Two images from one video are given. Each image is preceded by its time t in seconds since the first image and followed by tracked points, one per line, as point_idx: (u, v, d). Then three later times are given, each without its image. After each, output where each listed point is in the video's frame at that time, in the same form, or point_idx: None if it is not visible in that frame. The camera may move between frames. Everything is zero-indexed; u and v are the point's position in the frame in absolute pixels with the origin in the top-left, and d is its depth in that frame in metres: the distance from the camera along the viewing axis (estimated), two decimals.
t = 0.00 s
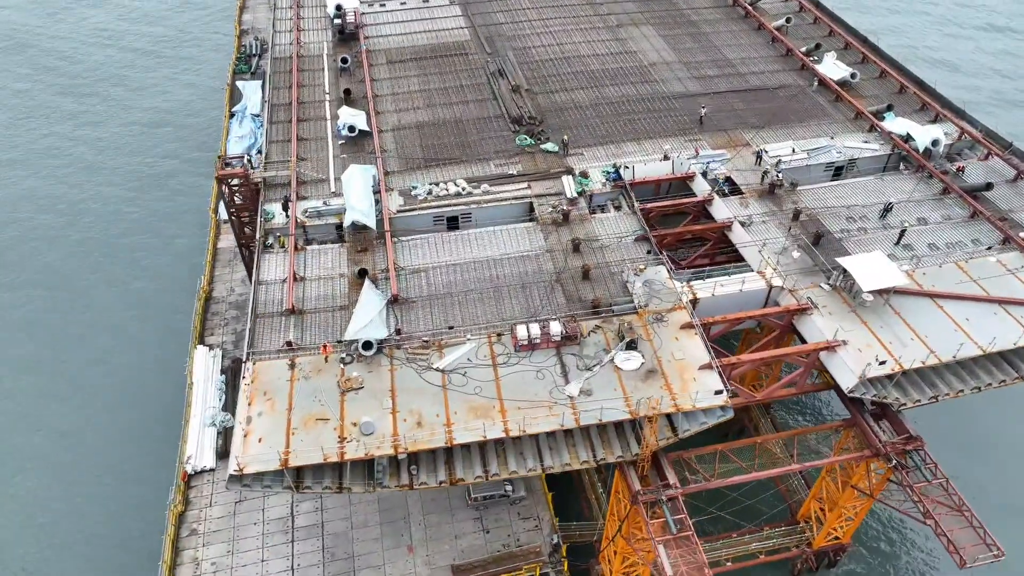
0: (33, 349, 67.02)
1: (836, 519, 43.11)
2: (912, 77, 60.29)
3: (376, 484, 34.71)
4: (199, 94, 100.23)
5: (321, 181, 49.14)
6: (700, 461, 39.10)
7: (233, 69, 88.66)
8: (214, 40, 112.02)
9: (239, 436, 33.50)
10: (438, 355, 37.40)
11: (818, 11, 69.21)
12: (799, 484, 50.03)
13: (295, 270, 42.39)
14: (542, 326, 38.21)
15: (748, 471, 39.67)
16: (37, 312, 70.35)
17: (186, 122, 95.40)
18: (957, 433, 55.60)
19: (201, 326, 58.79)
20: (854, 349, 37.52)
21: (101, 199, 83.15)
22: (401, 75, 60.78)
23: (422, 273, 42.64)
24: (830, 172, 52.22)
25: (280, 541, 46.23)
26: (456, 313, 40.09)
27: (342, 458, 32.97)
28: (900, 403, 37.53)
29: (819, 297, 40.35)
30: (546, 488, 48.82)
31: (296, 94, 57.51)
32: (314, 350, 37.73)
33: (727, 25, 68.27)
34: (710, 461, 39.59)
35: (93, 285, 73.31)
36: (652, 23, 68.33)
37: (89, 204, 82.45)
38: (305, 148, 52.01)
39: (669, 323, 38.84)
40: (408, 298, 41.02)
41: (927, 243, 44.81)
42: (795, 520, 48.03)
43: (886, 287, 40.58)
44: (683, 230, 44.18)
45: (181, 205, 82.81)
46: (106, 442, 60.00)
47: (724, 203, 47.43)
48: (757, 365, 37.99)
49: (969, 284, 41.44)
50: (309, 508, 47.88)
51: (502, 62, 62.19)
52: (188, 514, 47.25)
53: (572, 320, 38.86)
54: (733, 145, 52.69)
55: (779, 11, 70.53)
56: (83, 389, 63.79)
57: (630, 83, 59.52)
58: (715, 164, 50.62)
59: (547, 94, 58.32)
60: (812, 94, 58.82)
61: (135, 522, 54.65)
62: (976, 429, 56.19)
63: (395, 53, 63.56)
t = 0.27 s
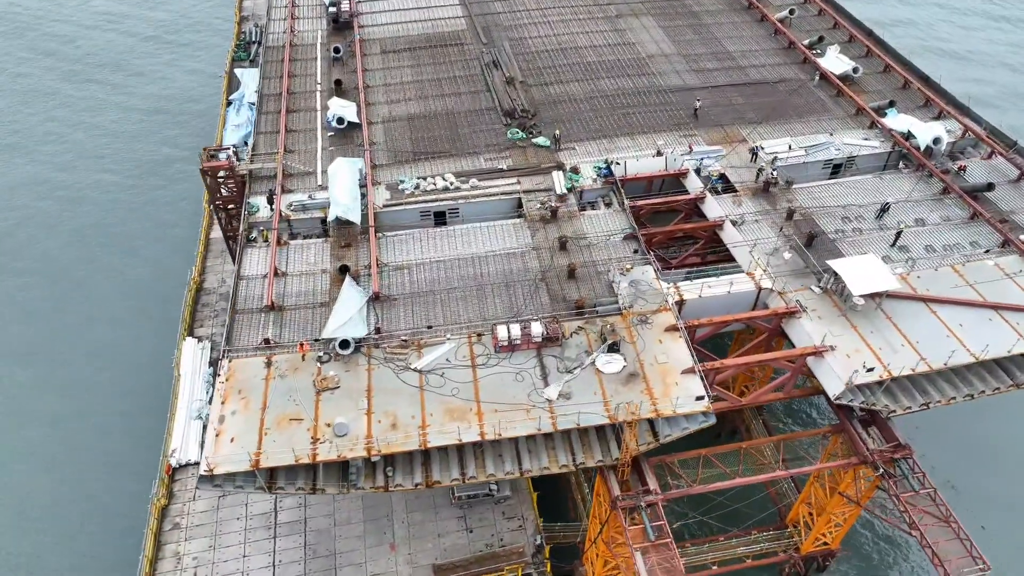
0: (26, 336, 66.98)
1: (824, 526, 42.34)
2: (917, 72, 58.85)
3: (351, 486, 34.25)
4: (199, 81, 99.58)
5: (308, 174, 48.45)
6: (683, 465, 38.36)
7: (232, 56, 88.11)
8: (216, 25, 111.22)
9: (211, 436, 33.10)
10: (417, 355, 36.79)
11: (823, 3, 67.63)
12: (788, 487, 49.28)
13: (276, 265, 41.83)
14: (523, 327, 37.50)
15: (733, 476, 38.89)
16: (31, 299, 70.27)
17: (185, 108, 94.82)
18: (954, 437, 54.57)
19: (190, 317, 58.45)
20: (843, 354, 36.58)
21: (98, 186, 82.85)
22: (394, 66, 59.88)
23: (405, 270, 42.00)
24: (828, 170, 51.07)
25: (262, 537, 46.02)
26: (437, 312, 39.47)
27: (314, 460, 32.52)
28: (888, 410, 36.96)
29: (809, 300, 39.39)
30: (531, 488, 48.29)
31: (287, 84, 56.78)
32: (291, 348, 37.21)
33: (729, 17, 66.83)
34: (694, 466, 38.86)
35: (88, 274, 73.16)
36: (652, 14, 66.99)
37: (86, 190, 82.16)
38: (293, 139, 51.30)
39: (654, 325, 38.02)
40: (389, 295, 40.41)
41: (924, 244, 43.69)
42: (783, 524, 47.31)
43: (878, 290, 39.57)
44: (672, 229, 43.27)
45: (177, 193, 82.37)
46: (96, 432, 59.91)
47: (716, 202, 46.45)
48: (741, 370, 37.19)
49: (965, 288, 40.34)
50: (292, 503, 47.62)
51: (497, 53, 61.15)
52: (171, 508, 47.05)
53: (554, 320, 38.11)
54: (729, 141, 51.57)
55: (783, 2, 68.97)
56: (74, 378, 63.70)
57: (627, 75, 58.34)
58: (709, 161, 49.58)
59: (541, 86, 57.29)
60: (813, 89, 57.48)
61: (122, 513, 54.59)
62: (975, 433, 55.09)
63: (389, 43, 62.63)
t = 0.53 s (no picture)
0: (18, 331, 67.01)
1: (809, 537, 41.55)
2: (915, 76, 57.93)
3: (322, 491, 33.94)
4: (199, 76, 99.43)
5: (293, 174, 48.15)
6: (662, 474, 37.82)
7: (230, 52, 88.01)
8: (218, 21, 111.11)
9: (181, 439, 32.82)
10: (392, 360, 36.44)
11: (822, 4, 66.73)
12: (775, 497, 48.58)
13: (256, 266, 41.50)
14: (501, 332, 37.04)
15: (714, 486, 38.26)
16: (24, 294, 70.31)
17: (184, 104, 94.69)
18: (946, 445, 53.81)
19: (179, 315, 58.33)
20: (825, 364, 35.92)
21: (95, 181, 82.85)
22: (386, 65, 59.48)
23: (386, 273, 41.64)
24: (821, 175, 50.26)
25: (242, 538, 45.82)
26: (416, 315, 39.07)
27: (284, 465, 32.21)
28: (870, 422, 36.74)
29: (793, 308, 38.73)
30: (514, 493, 47.88)
31: (277, 83, 56.45)
32: (267, 350, 36.90)
33: (727, 17, 66.01)
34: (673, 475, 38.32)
35: (82, 270, 73.08)
36: (648, 15, 66.29)
37: (82, 185, 82.19)
38: (281, 139, 51.02)
39: (634, 331, 37.48)
40: (369, 298, 40.05)
41: (914, 252, 42.90)
42: (769, 534, 46.54)
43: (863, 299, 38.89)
44: (658, 233, 42.70)
45: (173, 189, 82.28)
46: (84, 428, 59.89)
47: (704, 206, 45.79)
48: (721, 379, 36.61)
49: (953, 297, 39.56)
50: (274, 505, 47.40)
51: (489, 53, 60.63)
52: (153, 507, 46.93)
53: (533, 325, 37.62)
54: (720, 144, 50.88)
55: (782, 3, 68.07)
56: (65, 374, 63.62)
57: (620, 76, 57.70)
58: (699, 164, 48.89)
59: (533, 86, 56.74)
60: (808, 92, 56.65)
61: (107, 511, 54.43)
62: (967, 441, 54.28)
63: (381, 41, 62.20)
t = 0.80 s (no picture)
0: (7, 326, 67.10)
1: (787, 544, 41.11)
2: (906, 80, 57.33)
3: (289, 492, 33.76)
4: (196, 73, 99.45)
5: (275, 173, 48.04)
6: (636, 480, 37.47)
7: (226, 50, 88.04)
8: (217, 18, 111.19)
9: (147, 438, 32.67)
10: (364, 361, 36.24)
11: (817, 7, 66.17)
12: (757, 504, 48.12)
13: (232, 265, 41.38)
14: (474, 335, 36.78)
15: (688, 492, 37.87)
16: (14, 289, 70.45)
17: (180, 101, 94.73)
18: (936, 452, 53.62)
19: (164, 314, 58.38)
20: (800, 371, 35.47)
21: (89, 177, 82.94)
22: (374, 64, 59.30)
23: (363, 273, 41.46)
24: (808, 179, 49.75)
25: (219, 537, 45.72)
26: (390, 317, 38.85)
27: (249, 465, 32.04)
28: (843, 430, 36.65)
29: (771, 313, 38.31)
30: (492, 496, 47.64)
31: (264, 81, 56.36)
32: (238, 350, 36.77)
33: (720, 19, 65.50)
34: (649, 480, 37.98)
35: (74, 266, 73.16)
36: (640, 16, 65.85)
37: (76, 181, 82.34)
38: (265, 138, 50.94)
39: (608, 335, 37.16)
40: (344, 299, 39.88)
41: (897, 258, 42.41)
42: (748, 542, 46.05)
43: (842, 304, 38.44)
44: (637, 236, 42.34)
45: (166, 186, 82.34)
46: (69, 424, 59.94)
47: (687, 209, 45.41)
48: (695, 385, 36.26)
49: (934, 305, 39.07)
50: (252, 505, 47.33)
51: (478, 53, 60.34)
52: (131, 505, 46.92)
53: (506, 328, 37.34)
54: (706, 147, 50.46)
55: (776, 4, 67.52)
56: (52, 370, 63.62)
57: (608, 77, 57.32)
58: (683, 166, 48.51)
59: (520, 87, 56.44)
60: (798, 94, 56.10)
61: (89, 508, 54.39)
62: (951, 449, 54.13)
63: (371, 41, 62.03)
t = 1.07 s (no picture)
0: None
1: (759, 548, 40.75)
2: (894, 82, 56.90)
3: (253, 489, 33.74)
4: (193, 69, 99.54)
5: (254, 170, 48.10)
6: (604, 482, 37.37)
7: (220, 48, 88.21)
8: (215, 15, 111.35)
9: (110, 434, 32.71)
10: (331, 359, 36.20)
11: (808, 8, 65.77)
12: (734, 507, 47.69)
13: (205, 262, 41.43)
14: (442, 334, 36.71)
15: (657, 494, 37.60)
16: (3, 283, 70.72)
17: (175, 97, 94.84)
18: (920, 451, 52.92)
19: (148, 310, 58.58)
20: (770, 373, 35.18)
21: (81, 171, 83.10)
22: (359, 63, 59.27)
23: (336, 271, 41.45)
24: (790, 181, 49.40)
25: (193, 534, 45.78)
26: (359, 315, 38.79)
27: (210, 462, 32.04)
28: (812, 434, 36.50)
29: (742, 316, 38.03)
30: (468, 496, 47.57)
31: (249, 79, 56.42)
32: (206, 347, 36.81)
33: (709, 19, 65.15)
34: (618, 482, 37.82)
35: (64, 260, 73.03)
36: (629, 16, 65.57)
37: (68, 175, 82.53)
38: (246, 136, 51.03)
39: (578, 336, 37.00)
40: (315, 297, 39.89)
41: (874, 261, 42.08)
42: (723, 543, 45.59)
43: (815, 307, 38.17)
44: (612, 237, 42.14)
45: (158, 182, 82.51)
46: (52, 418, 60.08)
47: (664, 211, 45.19)
48: (662, 387, 36.07)
49: (909, 308, 38.75)
50: (227, 502, 47.39)
51: (464, 52, 60.19)
52: (107, 501, 47.04)
53: (475, 328, 37.24)
54: (688, 148, 50.22)
55: (767, 5, 67.13)
56: (37, 361, 63.29)
57: (593, 77, 57.08)
58: (663, 167, 48.29)
59: (504, 86, 56.28)
60: (784, 96, 55.71)
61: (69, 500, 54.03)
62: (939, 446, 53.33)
63: (358, 39, 62.01)
